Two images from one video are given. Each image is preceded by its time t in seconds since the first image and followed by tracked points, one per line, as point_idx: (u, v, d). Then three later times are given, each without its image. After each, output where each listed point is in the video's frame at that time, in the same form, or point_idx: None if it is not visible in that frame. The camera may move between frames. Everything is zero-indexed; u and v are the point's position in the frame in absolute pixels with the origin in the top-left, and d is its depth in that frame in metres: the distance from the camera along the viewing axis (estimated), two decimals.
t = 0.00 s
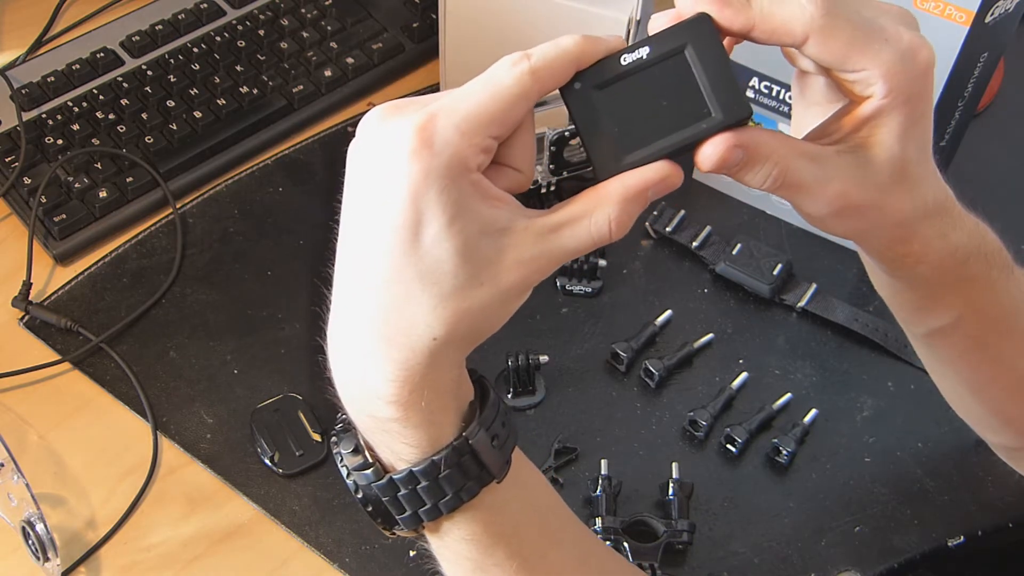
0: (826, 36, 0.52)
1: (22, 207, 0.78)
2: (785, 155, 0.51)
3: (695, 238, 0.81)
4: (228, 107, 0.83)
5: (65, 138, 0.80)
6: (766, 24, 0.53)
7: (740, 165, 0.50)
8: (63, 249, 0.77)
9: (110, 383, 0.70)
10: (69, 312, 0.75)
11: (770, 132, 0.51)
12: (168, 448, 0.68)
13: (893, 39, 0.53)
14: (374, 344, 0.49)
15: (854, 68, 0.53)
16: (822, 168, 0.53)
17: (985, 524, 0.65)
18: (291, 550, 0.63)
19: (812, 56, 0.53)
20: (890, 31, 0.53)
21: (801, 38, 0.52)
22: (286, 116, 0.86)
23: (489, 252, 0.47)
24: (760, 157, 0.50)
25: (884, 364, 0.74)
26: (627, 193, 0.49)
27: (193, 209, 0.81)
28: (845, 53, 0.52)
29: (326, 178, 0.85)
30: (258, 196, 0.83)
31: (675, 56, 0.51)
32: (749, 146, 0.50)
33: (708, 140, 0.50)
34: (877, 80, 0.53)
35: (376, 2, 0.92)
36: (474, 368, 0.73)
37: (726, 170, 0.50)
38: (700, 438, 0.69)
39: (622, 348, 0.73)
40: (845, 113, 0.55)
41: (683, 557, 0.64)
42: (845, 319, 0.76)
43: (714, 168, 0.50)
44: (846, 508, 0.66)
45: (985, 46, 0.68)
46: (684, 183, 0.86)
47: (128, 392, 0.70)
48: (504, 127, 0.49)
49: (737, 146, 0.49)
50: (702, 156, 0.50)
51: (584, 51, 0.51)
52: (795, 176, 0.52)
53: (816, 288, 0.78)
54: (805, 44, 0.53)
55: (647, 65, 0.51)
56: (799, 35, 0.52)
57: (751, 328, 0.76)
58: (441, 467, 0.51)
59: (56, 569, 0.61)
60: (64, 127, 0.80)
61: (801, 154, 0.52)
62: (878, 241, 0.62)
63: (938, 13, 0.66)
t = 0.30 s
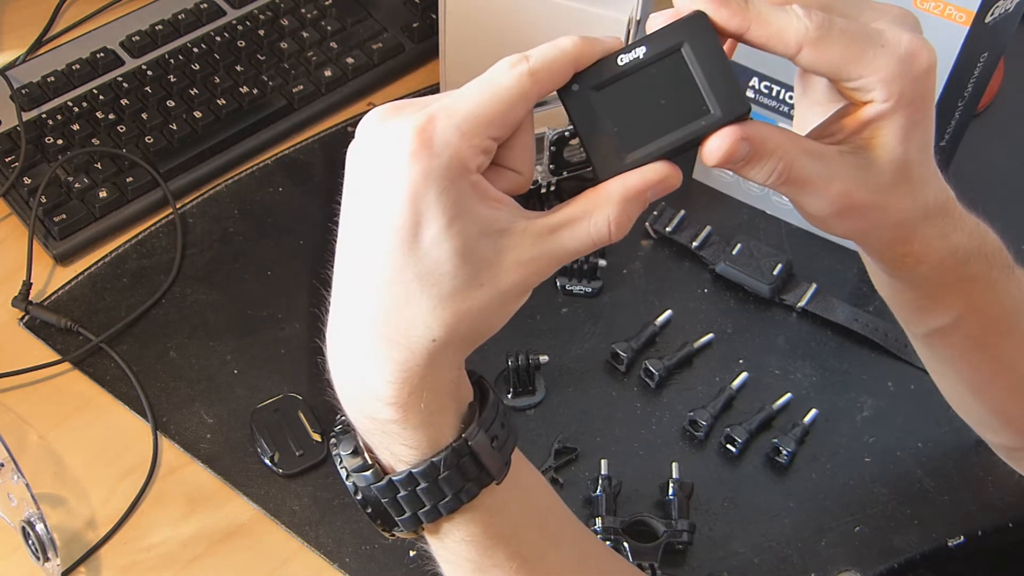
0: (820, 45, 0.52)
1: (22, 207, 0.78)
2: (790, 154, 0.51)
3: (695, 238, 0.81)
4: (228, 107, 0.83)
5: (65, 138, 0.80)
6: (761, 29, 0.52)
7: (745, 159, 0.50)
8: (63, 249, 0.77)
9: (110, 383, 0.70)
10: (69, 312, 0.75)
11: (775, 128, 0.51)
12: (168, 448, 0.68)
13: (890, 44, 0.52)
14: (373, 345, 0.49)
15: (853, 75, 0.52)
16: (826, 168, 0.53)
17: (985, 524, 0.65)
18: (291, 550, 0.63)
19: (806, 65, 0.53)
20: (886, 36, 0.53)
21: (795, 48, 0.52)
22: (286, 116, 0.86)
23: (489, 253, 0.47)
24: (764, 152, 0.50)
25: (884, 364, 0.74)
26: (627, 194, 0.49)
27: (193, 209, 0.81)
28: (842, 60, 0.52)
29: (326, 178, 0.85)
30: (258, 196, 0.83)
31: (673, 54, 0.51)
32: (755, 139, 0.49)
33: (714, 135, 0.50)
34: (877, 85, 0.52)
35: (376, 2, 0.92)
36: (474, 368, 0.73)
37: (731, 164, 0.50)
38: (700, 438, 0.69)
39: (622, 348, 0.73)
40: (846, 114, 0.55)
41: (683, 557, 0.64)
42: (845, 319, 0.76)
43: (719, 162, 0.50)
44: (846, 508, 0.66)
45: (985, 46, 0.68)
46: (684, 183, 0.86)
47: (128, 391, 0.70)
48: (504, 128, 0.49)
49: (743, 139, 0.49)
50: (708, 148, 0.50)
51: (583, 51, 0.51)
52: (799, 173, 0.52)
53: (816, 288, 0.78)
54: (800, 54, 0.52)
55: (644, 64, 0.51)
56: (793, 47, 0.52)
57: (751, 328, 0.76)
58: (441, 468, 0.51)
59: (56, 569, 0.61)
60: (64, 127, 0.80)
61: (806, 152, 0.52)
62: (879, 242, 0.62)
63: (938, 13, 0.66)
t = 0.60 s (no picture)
0: (810, 34, 0.52)
1: (22, 207, 0.78)
2: (781, 154, 0.50)
3: (695, 238, 0.81)
4: (228, 107, 0.83)
5: (65, 138, 0.80)
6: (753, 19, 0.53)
7: (734, 159, 0.49)
8: (63, 249, 0.77)
9: (110, 383, 0.70)
10: (69, 312, 0.75)
11: (766, 126, 0.49)
12: (168, 448, 0.68)
13: (879, 42, 0.53)
14: (368, 345, 0.49)
15: (838, 68, 0.53)
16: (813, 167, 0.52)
17: (984, 524, 0.65)
18: (291, 550, 0.63)
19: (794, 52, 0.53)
20: (877, 34, 0.54)
21: (785, 32, 0.53)
22: (286, 116, 0.86)
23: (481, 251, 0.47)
24: (752, 152, 0.49)
25: (884, 364, 0.74)
26: (618, 187, 0.48)
27: (193, 209, 0.81)
28: (828, 53, 0.53)
29: (326, 178, 0.84)
30: (258, 196, 0.83)
31: (662, 51, 0.51)
32: (745, 139, 0.48)
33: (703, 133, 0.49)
34: (860, 82, 0.53)
35: (376, 2, 0.92)
36: (474, 367, 0.73)
37: (722, 163, 0.48)
38: (700, 438, 0.69)
39: (622, 348, 0.73)
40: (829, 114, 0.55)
41: (683, 557, 0.64)
42: (845, 319, 0.76)
43: (709, 161, 0.48)
44: (847, 508, 0.66)
45: (985, 46, 0.68)
46: (684, 183, 0.86)
47: (128, 392, 0.70)
48: (494, 123, 0.49)
49: (734, 137, 0.48)
50: (699, 146, 0.48)
51: (571, 41, 0.50)
52: (789, 173, 0.51)
53: (816, 288, 0.78)
54: (790, 40, 0.53)
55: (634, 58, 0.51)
56: (784, 29, 0.53)
57: (751, 328, 0.76)
58: (437, 467, 0.51)
59: (56, 569, 0.61)
60: (64, 127, 0.80)
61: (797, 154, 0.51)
62: (877, 242, 0.62)
63: (938, 13, 0.66)
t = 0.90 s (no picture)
0: (826, 22, 0.54)
1: (22, 207, 0.78)
2: (753, 149, 0.54)
3: (695, 238, 0.81)
4: (228, 107, 0.83)
5: (65, 138, 0.80)
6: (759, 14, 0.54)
7: (706, 158, 0.54)
8: (63, 249, 0.77)
9: (110, 383, 0.70)
10: (69, 312, 0.75)
11: (739, 124, 0.53)
12: (168, 448, 0.68)
13: (885, 39, 0.55)
14: (364, 333, 0.49)
15: (842, 60, 0.55)
16: (791, 167, 0.56)
17: (984, 524, 0.65)
18: (291, 550, 0.63)
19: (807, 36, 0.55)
20: (883, 32, 0.56)
21: (804, 15, 0.54)
22: (286, 116, 0.86)
23: (472, 236, 0.49)
24: (726, 150, 0.53)
25: (884, 364, 0.74)
26: (602, 168, 0.50)
27: (193, 209, 0.81)
28: (837, 43, 0.54)
29: (326, 178, 0.85)
30: (258, 196, 0.83)
31: (664, 45, 0.51)
32: (713, 145, 0.53)
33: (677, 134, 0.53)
34: (858, 78, 0.55)
35: (376, 2, 0.92)
36: (475, 367, 0.73)
37: (693, 163, 0.54)
38: (700, 438, 0.69)
39: (622, 348, 0.73)
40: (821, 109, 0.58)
41: (683, 556, 0.64)
42: (845, 319, 0.76)
43: (681, 161, 0.53)
44: (847, 508, 0.66)
45: (985, 46, 0.68)
46: (683, 183, 0.86)
47: (128, 392, 0.70)
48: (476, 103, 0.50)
49: (701, 145, 0.53)
50: (669, 148, 0.53)
51: (550, 16, 0.50)
52: (764, 170, 0.55)
53: (816, 288, 0.78)
54: (806, 24, 0.55)
55: (636, 46, 0.51)
56: (804, 13, 0.54)
57: (751, 328, 0.76)
58: (433, 457, 0.51)
59: (56, 569, 0.61)
60: (65, 127, 0.80)
61: (772, 151, 0.55)
62: (869, 240, 0.63)
63: (938, 13, 0.66)
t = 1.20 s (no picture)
0: (821, 10, 0.54)
1: (22, 207, 0.78)
2: (749, 144, 0.53)
3: (695, 238, 0.81)
4: (228, 107, 0.83)
5: (65, 138, 0.80)
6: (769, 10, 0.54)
7: (705, 155, 0.53)
8: (63, 249, 0.77)
9: (110, 383, 0.70)
10: (69, 312, 0.75)
11: (738, 121, 0.53)
12: (168, 448, 0.68)
13: (877, 30, 0.56)
14: (362, 329, 0.50)
15: (835, 49, 0.56)
16: (790, 160, 0.56)
17: (985, 524, 0.65)
18: (291, 550, 0.63)
19: (802, 25, 0.56)
20: (875, 24, 0.56)
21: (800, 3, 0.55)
22: (286, 116, 0.86)
23: (466, 229, 0.49)
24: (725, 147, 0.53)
25: (884, 364, 0.74)
26: (593, 161, 0.50)
27: (193, 209, 0.81)
28: (831, 31, 0.55)
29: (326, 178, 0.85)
30: (257, 196, 0.83)
31: (665, 36, 0.52)
32: (713, 141, 0.53)
33: (676, 131, 0.53)
34: (852, 68, 0.56)
35: (376, 2, 0.92)
36: (475, 367, 0.73)
37: (693, 161, 0.53)
38: (700, 438, 0.69)
39: (622, 348, 0.73)
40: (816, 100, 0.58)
41: (683, 557, 0.64)
42: (845, 319, 0.76)
43: (680, 159, 0.53)
44: (847, 508, 0.66)
45: (985, 46, 0.68)
46: (684, 183, 0.86)
47: (128, 392, 0.70)
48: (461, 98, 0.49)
49: (701, 141, 0.52)
50: (670, 145, 0.53)
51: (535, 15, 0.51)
52: (762, 165, 0.55)
53: (816, 288, 0.78)
54: (801, 13, 0.55)
55: (638, 37, 0.52)
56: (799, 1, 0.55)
57: (751, 328, 0.76)
58: (433, 451, 0.51)
59: (56, 569, 0.61)
60: (65, 127, 0.80)
61: (771, 147, 0.55)
62: (867, 234, 0.64)
63: (938, 13, 0.66)
